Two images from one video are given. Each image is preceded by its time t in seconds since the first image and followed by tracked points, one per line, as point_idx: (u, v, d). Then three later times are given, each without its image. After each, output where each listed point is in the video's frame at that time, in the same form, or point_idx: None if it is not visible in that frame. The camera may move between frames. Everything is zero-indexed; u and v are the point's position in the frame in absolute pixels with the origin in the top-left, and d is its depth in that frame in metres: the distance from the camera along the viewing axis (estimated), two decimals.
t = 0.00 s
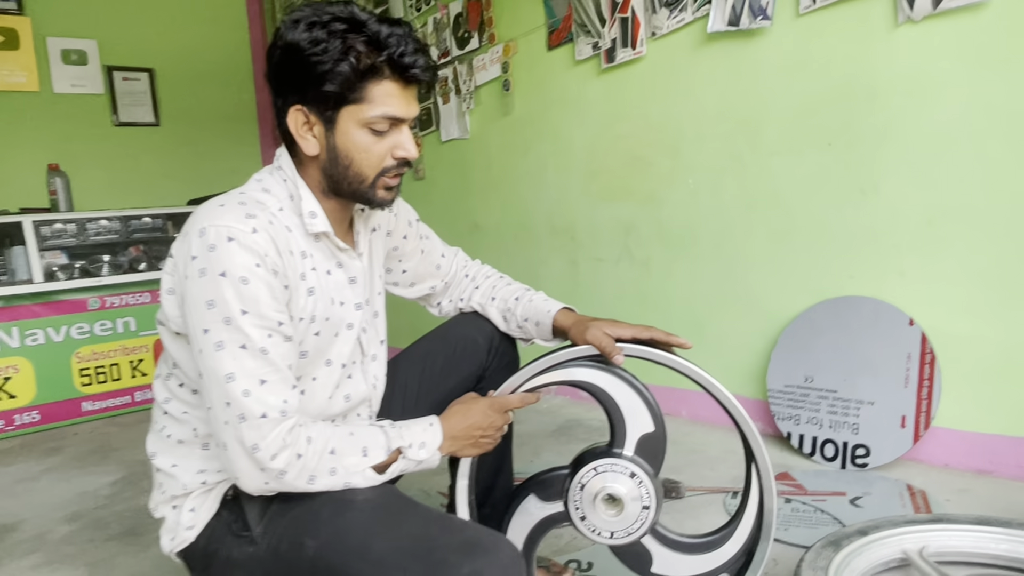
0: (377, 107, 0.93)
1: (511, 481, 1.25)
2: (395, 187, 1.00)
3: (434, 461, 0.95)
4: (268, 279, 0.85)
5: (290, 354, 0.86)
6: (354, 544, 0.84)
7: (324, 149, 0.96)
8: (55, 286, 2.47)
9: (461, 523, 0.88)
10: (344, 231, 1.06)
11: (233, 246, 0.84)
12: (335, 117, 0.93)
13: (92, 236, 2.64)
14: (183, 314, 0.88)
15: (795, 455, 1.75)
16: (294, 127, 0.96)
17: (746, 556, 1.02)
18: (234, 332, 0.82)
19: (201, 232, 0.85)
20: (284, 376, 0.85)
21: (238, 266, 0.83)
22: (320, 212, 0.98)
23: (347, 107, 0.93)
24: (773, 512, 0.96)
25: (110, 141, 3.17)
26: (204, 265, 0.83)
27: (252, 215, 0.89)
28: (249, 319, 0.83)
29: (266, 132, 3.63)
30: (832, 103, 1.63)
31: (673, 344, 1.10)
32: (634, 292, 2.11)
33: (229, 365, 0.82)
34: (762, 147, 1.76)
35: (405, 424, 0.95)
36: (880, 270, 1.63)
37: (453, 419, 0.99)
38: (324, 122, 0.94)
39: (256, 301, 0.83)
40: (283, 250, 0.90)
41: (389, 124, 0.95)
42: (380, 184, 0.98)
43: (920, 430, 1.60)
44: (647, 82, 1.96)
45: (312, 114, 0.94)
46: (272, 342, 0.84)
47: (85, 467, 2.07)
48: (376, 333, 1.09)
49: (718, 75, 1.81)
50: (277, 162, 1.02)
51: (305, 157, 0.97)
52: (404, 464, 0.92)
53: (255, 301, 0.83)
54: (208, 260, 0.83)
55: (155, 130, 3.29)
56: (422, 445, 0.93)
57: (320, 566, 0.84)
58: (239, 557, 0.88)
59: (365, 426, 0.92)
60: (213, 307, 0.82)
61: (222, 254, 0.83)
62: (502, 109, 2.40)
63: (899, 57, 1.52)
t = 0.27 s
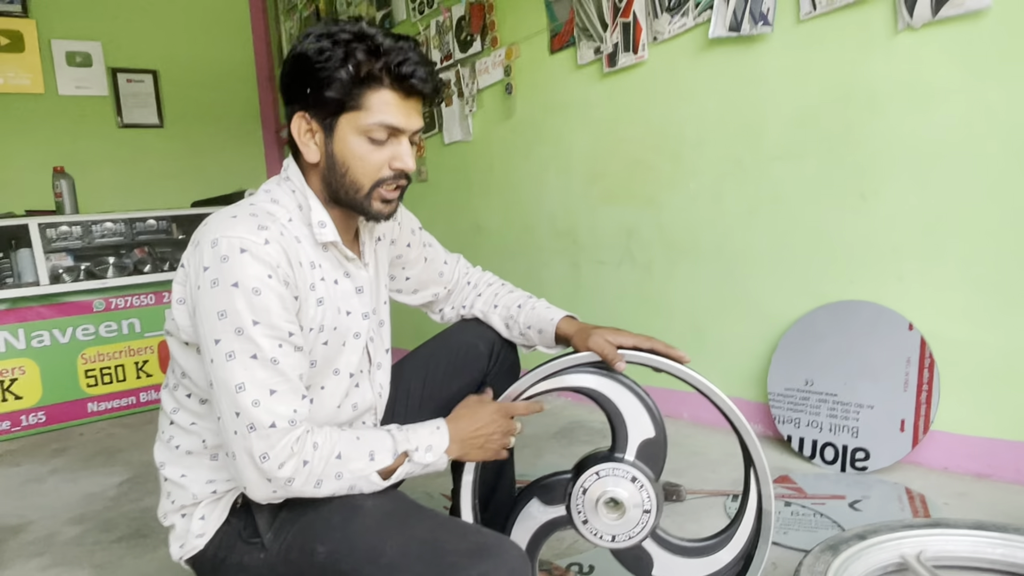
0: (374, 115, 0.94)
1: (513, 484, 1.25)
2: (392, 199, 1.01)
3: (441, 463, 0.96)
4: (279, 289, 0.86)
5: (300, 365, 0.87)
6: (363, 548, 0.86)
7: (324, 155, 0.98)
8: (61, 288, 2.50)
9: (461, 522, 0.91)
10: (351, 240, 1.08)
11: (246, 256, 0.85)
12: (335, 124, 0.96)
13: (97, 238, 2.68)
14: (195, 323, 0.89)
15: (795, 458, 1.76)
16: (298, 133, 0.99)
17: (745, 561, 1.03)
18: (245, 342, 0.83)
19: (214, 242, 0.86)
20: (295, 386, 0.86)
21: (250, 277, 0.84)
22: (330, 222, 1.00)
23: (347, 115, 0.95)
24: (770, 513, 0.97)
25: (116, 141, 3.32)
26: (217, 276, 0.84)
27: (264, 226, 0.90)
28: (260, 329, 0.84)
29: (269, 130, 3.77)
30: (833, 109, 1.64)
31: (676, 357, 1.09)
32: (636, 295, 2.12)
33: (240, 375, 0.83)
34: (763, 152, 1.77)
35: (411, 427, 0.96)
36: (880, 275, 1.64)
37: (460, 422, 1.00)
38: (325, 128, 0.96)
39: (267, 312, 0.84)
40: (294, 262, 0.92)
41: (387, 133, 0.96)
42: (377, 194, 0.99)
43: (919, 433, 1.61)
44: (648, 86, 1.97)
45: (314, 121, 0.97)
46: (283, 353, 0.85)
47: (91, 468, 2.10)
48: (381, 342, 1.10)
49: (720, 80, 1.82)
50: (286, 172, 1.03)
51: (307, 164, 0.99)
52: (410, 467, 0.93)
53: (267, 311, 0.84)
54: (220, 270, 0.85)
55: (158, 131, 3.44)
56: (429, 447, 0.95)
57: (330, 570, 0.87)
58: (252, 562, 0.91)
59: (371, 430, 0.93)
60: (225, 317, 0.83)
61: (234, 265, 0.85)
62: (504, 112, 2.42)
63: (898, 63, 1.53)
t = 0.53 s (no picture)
0: (355, 104, 0.98)
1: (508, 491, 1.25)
2: (378, 191, 1.01)
3: (450, 488, 0.77)
4: (279, 290, 0.82)
5: (296, 369, 0.81)
6: (366, 558, 0.86)
7: (315, 149, 1.03)
8: (56, 295, 2.49)
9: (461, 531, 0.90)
10: (352, 246, 1.10)
11: (248, 256, 0.82)
12: (324, 117, 1.01)
13: (93, 245, 2.69)
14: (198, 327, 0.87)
15: (791, 465, 1.76)
16: (298, 134, 1.05)
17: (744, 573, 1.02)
18: (238, 343, 0.78)
19: (219, 244, 0.84)
20: (286, 392, 0.78)
21: (250, 276, 0.80)
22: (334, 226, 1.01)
23: (333, 107, 1.00)
24: (770, 526, 0.97)
25: (112, 147, 3.35)
26: (216, 276, 0.81)
27: (271, 229, 0.89)
28: (254, 329, 0.78)
29: (266, 138, 3.84)
30: (828, 116, 1.64)
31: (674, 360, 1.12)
32: (632, 301, 2.12)
33: (228, 378, 0.77)
34: (758, 158, 1.78)
35: (419, 443, 0.79)
36: (875, 281, 1.64)
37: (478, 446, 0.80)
38: (315, 123, 1.02)
39: (264, 312, 0.79)
40: (300, 267, 0.91)
41: (370, 122, 0.99)
42: (361, 184, 1.00)
43: (914, 440, 1.61)
44: (644, 93, 1.98)
45: (308, 118, 1.03)
46: (277, 356, 0.79)
47: (83, 476, 2.09)
48: (382, 350, 1.11)
49: (715, 87, 1.83)
50: (293, 178, 1.04)
51: (303, 162, 1.04)
52: (404, 490, 0.76)
53: (264, 312, 0.80)
54: (221, 271, 0.81)
55: (154, 137, 3.47)
56: (432, 467, 0.77)
57: None
58: (250, 573, 0.89)
59: (364, 443, 0.79)
60: (221, 318, 0.79)
61: (236, 265, 0.81)
62: (500, 119, 2.42)
63: (891, 71, 1.53)
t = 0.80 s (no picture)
0: (350, 103, 0.98)
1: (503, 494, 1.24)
2: (377, 189, 1.00)
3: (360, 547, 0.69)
4: (260, 293, 0.79)
5: (261, 377, 0.76)
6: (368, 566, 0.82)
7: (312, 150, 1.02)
8: (46, 296, 2.48)
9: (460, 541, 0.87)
10: (353, 248, 1.09)
11: (236, 256, 0.80)
12: (320, 118, 1.01)
13: (83, 246, 2.67)
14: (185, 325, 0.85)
15: (783, 467, 1.76)
16: (295, 137, 1.05)
17: None
18: (204, 342, 0.74)
19: (212, 242, 0.82)
20: (241, 397, 0.74)
21: (233, 276, 0.78)
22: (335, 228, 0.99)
23: (328, 107, 1.00)
24: (763, 538, 0.96)
25: (103, 148, 3.35)
26: (202, 274, 0.79)
27: (266, 230, 0.87)
28: (224, 330, 0.75)
29: (258, 137, 3.84)
30: (820, 119, 1.65)
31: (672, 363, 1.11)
32: (624, 303, 2.13)
33: (188, 375, 0.74)
34: (751, 161, 1.78)
35: (349, 491, 0.72)
36: (866, 284, 1.64)
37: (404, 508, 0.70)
38: (312, 124, 1.02)
39: (239, 314, 0.77)
40: (296, 269, 0.90)
41: (365, 120, 0.99)
42: (359, 182, 0.99)
43: (904, 442, 1.61)
44: (637, 95, 1.98)
45: (305, 121, 1.04)
46: (243, 359, 0.75)
47: (74, 478, 2.08)
48: (381, 352, 1.11)
49: (707, 89, 1.83)
50: (293, 180, 1.03)
51: (301, 164, 1.04)
52: (312, 532, 0.69)
53: (238, 312, 0.77)
54: (208, 269, 0.79)
55: (145, 137, 3.46)
56: (345, 518, 0.69)
57: None
58: None
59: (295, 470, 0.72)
60: (196, 315, 0.77)
61: (222, 264, 0.79)
62: (493, 120, 2.43)
63: (881, 74, 1.54)
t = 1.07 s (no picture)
0: (349, 103, 0.99)
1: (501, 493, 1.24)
2: (375, 188, 1.00)
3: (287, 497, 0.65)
4: (242, 285, 0.80)
5: (238, 370, 0.76)
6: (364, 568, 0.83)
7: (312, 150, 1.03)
8: (40, 295, 2.48)
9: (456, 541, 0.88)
10: (352, 248, 1.08)
11: (223, 248, 0.81)
12: (318, 118, 1.02)
13: (78, 245, 2.65)
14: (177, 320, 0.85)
15: (778, 466, 1.76)
16: (296, 138, 1.06)
17: None
18: (183, 332, 0.75)
19: (201, 237, 0.83)
20: (211, 386, 0.73)
21: (218, 268, 0.79)
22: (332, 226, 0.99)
23: (327, 107, 1.00)
24: (759, 537, 0.96)
25: (98, 146, 3.34)
26: (189, 266, 0.80)
27: (257, 225, 0.88)
28: (203, 320, 0.75)
29: (255, 135, 3.85)
30: (816, 118, 1.65)
31: (669, 362, 1.11)
32: (620, 303, 2.13)
33: (165, 364, 0.74)
34: (747, 160, 1.78)
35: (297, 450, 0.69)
36: (861, 283, 1.65)
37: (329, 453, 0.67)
38: (312, 124, 1.03)
39: (220, 305, 0.77)
40: (287, 265, 0.89)
41: (364, 121, 1.00)
42: (357, 182, 0.99)
43: (899, 441, 1.62)
44: (634, 94, 1.98)
45: (305, 121, 1.04)
46: (217, 349, 0.75)
47: (70, 478, 2.07)
48: (379, 352, 1.10)
49: (702, 89, 1.83)
50: (292, 179, 1.02)
51: (301, 165, 1.04)
52: (253, 493, 0.66)
53: (219, 303, 0.77)
54: (195, 261, 0.80)
55: (140, 135, 3.45)
56: (275, 466, 0.67)
57: None
58: None
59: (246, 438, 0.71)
60: (179, 307, 0.77)
61: (209, 256, 0.80)
62: (489, 119, 2.43)
63: (876, 75, 1.54)
